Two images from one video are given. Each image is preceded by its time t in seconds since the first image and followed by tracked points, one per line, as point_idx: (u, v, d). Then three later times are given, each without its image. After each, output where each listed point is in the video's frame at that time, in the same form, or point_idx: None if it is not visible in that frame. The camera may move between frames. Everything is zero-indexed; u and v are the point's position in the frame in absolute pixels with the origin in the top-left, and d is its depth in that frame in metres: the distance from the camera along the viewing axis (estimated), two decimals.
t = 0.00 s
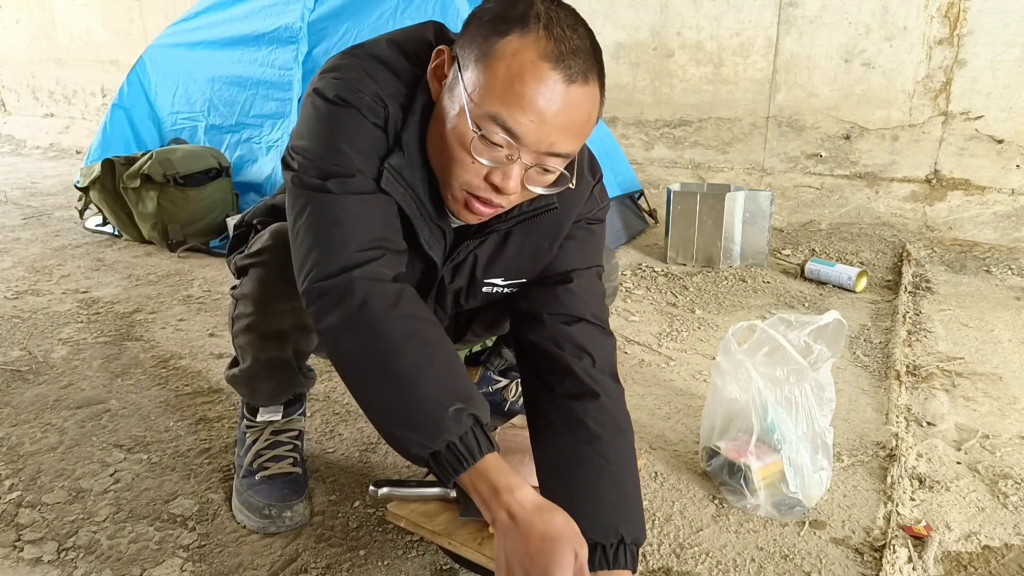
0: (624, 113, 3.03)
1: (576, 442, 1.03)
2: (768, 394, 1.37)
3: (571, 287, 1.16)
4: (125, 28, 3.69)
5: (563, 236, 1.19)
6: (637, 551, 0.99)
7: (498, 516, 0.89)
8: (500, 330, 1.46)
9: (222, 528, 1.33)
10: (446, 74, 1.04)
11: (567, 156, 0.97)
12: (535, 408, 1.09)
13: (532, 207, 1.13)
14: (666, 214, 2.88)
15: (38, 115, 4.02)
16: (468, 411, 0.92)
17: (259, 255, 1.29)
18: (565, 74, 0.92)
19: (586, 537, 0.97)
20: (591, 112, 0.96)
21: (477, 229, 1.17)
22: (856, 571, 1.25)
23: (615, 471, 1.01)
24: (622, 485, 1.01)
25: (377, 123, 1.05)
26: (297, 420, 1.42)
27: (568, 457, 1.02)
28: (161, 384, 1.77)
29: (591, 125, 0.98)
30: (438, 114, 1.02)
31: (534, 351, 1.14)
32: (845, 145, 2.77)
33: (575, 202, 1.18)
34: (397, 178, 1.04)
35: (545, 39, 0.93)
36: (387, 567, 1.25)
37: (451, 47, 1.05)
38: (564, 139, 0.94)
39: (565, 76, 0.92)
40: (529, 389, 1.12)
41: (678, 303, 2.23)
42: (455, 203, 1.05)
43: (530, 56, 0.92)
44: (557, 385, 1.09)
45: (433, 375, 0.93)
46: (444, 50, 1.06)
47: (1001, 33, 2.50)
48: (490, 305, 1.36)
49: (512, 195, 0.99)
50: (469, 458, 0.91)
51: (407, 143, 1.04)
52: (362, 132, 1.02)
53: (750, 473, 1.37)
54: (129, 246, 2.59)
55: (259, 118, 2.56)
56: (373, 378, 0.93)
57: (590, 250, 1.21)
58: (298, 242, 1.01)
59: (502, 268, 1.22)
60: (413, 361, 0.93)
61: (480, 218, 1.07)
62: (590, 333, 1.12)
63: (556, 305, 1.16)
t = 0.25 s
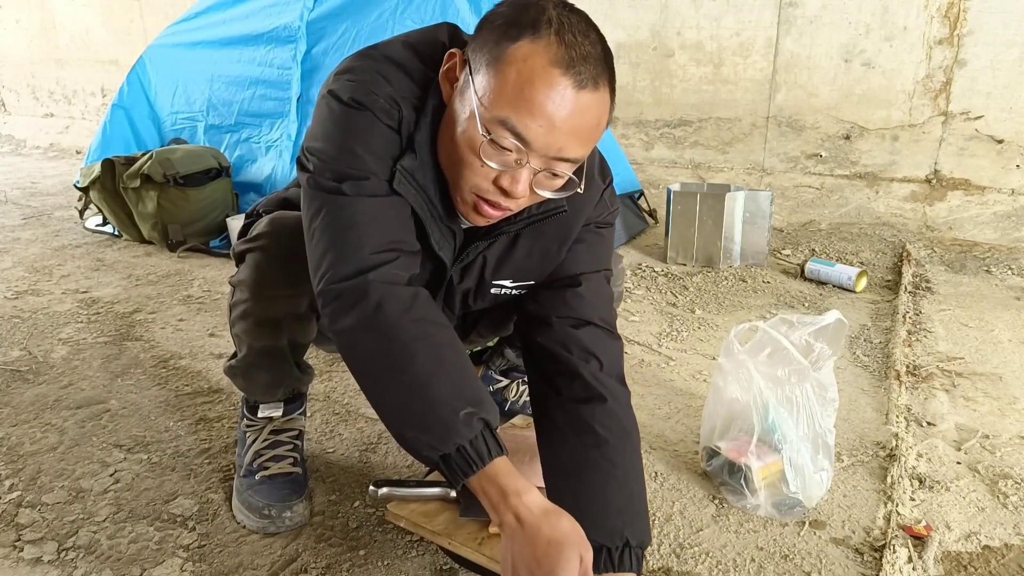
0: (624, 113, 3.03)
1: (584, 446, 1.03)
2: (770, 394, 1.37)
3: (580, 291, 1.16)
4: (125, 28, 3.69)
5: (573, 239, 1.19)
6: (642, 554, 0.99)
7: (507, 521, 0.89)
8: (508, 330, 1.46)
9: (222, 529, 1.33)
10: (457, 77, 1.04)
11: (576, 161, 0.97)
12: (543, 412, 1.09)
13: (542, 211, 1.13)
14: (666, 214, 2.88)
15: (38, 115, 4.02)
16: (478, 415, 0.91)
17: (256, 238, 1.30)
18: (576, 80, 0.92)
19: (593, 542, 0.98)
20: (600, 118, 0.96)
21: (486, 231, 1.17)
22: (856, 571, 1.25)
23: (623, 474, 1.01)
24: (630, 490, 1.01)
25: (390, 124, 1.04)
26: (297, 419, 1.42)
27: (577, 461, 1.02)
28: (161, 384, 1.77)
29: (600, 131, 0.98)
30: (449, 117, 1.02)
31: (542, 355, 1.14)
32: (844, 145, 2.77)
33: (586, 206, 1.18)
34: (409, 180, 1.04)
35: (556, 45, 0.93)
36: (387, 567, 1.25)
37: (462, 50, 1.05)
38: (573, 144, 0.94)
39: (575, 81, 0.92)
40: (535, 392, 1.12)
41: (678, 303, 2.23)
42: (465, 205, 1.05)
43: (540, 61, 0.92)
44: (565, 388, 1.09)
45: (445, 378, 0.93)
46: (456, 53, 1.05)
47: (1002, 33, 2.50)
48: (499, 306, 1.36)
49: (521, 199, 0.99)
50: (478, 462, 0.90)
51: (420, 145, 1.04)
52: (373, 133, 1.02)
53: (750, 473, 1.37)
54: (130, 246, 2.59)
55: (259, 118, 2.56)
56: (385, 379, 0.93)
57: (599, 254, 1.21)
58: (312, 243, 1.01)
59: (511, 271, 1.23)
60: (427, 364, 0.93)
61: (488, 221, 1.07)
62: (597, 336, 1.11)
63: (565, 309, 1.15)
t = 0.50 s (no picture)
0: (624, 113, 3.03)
1: (590, 449, 1.03)
2: (771, 395, 1.37)
3: (586, 296, 1.16)
4: (125, 27, 3.69)
5: (580, 241, 1.19)
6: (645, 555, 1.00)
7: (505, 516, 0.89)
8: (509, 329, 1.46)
9: (222, 528, 1.33)
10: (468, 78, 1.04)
11: (583, 166, 0.97)
12: (548, 415, 1.09)
13: (549, 214, 1.13)
14: (665, 214, 2.88)
15: (38, 115, 4.02)
16: (477, 411, 0.91)
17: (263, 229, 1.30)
18: (584, 85, 0.92)
19: (597, 544, 0.98)
20: (609, 123, 0.96)
21: (493, 232, 1.17)
22: (856, 571, 1.25)
23: (628, 478, 1.01)
24: (635, 492, 1.01)
25: (400, 123, 1.05)
26: (296, 419, 1.42)
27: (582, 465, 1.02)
28: (161, 384, 1.77)
29: (608, 136, 0.98)
30: (458, 118, 1.02)
31: (547, 359, 1.14)
32: (844, 145, 2.77)
33: (592, 209, 1.18)
34: (417, 180, 1.04)
35: (565, 49, 0.93)
36: (387, 567, 1.25)
37: (473, 52, 1.05)
38: (580, 148, 0.94)
39: (584, 86, 0.92)
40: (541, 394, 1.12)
41: (678, 303, 2.23)
42: (472, 207, 1.05)
43: (550, 65, 0.91)
44: (570, 391, 1.09)
45: (446, 374, 0.92)
46: (467, 54, 1.05)
47: (1002, 33, 2.50)
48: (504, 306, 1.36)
49: (527, 201, 0.99)
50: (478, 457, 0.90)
51: (428, 145, 1.04)
52: (383, 131, 1.03)
53: (750, 473, 1.37)
54: (130, 246, 2.59)
55: (259, 118, 2.56)
56: (386, 373, 0.93)
57: (606, 257, 1.21)
58: (318, 238, 1.01)
59: (517, 272, 1.23)
60: (429, 360, 0.92)
61: (494, 222, 1.08)
62: (602, 341, 1.11)
63: (572, 312, 1.15)
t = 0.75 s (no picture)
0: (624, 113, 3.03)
1: (597, 443, 1.03)
2: (770, 394, 1.38)
3: (592, 291, 1.16)
4: (125, 27, 3.69)
5: (583, 238, 1.19)
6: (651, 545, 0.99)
7: (487, 507, 0.88)
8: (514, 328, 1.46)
9: (222, 528, 1.33)
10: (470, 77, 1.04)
11: (585, 167, 0.97)
12: (554, 413, 1.09)
13: (552, 211, 1.14)
14: (665, 214, 2.88)
15: (38, 115, 4.02)
16: (456, 397, 0.91)
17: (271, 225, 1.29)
18: (586, 88, 0.91)
19: (603, 536, 0.97)
20: (611, 125, 0.96)
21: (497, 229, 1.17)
22: (856, 571, 1.25)
23: (636, 471, 1.01)
24: (642, 485, 1.00)
25: (398, 118, 1.05)
26: (296, 419, 1.42)
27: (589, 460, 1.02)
28: (161, 384, 1.77)
29: (611, 137, 0.98)
30: (461, 118, 1.02)
31: (554, 355, 1.14)
32: (845, 145, 2.77)
33: (595, 207, 1.19)
34: (417, 178, 1.05)
35: (567, 52, 0.93)
36: (387, 567, 1.25)
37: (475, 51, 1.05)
38: (581, 151, 0.94)
39: (586, 89, 0.91)
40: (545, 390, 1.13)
41: (678, 303, 2.23)
42: (475, 207, 1.06)
43: (552, 69, 0.91)
44: (576, 386, 1.09)
45: (425, 359, 0.92)
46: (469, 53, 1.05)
47: (1002, 33, 2.50)
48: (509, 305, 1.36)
49: (528, 202, 1.00)
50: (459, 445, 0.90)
51: (429, 144, 1.05)
52: (383, 126, 1.03)
53: (750, 473, 1.36)
54: (130, 246, 2.59)
55: (259, 118, 2.56)
56: (366, 359, 0.93)
57: (611, 255, 1.20)
58: (308, 228, 1.01)
59: (522, 269, 1.23)
60: (410, 345, 0.93)
61: (496, 221, 1.09)
62: (608, 335, 1.11)
63: (578, 307, 1.15)
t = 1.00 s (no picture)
0: (624, 113, 3.03)
1: (597, 416, 1.02)
2: (769, 394, 1.38)
3: (591, 277, 1.18)
4: (125, 27, 3.69)
5: (580, 225, 1.20)
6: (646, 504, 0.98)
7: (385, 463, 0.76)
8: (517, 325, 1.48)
9: (222, 529, 1.33)
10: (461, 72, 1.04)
11: (569, 167, 0.98)
12: (556, 396, 1.10)
13: (549, 203, 1.14)
14: (665, 214, 2.88)
15: (38, 115, 4.02)
16: (348, 358, 0.85)
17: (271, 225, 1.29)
18: (570, 89, 0.91)
19: (601, 498, 0.96)
20: (595, 126, 0.96)
21: (492, 223, 1.17)
22: (856, 571, 1.25)
23: (635, 438, 1.00)
24: (641, 453, 0.99)
25: (371, 110, 1.06)
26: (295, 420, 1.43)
27: (590, 431, 1.01)
28: (162, 384, 1.77)
29: (596, 139, 0.98)
30: (448, 112, 1.03)
31: (558, 339, 1.15)
32: (844, 145, 2.77)
33: (591, 196, 1.19)
34: (408, 174, 1.08)
35: (551, 52, 0.93)
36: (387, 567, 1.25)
37: (466, 45, 1.05)
38: (563, 152, 0.94)
39: (570, 90, 0.91)
40: (547, 373, 1.14)
41: (678, 303, 2.23)
42: (461, 201, 1.07)
43: (536, 68, 0.91)
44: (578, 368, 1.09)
45: (321, 325, 0.87)
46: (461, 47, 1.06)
47: (1002, 33, 2.50)
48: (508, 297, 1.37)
49: (511, 199, 1.01)
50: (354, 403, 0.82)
51: (416, 138, 1.07)
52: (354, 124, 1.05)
53: (750, 474, 1.36)
54: (129, 246, 2.59)
55: (259, 118, 2.56)
56: (261, 320, 0.88)
57: (606, 238, 1.22)
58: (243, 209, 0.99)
59: (522, 261, 1.23)
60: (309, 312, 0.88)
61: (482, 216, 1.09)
62: (607, 318, 1.12)
63: (578, 294, 1.17)
